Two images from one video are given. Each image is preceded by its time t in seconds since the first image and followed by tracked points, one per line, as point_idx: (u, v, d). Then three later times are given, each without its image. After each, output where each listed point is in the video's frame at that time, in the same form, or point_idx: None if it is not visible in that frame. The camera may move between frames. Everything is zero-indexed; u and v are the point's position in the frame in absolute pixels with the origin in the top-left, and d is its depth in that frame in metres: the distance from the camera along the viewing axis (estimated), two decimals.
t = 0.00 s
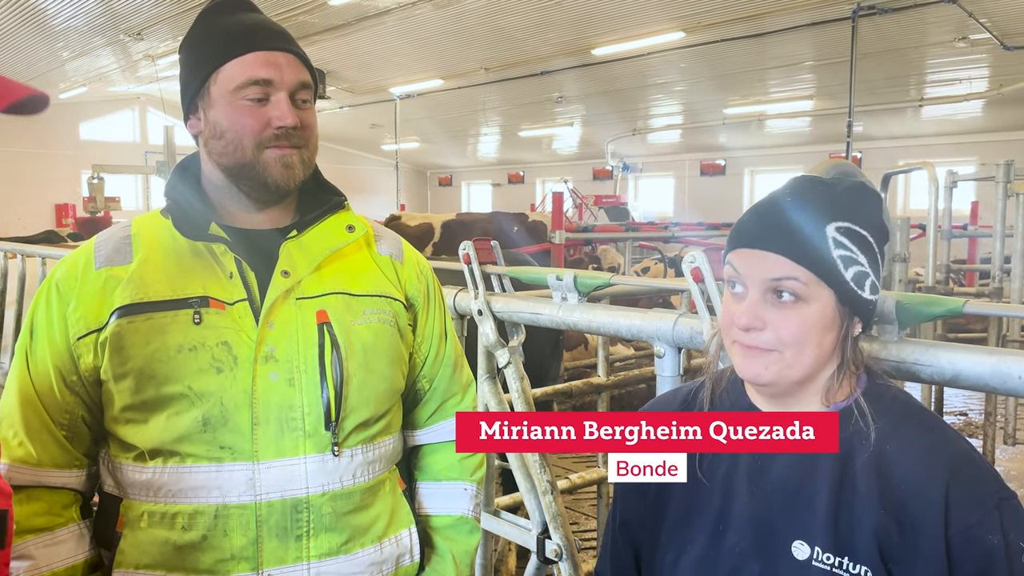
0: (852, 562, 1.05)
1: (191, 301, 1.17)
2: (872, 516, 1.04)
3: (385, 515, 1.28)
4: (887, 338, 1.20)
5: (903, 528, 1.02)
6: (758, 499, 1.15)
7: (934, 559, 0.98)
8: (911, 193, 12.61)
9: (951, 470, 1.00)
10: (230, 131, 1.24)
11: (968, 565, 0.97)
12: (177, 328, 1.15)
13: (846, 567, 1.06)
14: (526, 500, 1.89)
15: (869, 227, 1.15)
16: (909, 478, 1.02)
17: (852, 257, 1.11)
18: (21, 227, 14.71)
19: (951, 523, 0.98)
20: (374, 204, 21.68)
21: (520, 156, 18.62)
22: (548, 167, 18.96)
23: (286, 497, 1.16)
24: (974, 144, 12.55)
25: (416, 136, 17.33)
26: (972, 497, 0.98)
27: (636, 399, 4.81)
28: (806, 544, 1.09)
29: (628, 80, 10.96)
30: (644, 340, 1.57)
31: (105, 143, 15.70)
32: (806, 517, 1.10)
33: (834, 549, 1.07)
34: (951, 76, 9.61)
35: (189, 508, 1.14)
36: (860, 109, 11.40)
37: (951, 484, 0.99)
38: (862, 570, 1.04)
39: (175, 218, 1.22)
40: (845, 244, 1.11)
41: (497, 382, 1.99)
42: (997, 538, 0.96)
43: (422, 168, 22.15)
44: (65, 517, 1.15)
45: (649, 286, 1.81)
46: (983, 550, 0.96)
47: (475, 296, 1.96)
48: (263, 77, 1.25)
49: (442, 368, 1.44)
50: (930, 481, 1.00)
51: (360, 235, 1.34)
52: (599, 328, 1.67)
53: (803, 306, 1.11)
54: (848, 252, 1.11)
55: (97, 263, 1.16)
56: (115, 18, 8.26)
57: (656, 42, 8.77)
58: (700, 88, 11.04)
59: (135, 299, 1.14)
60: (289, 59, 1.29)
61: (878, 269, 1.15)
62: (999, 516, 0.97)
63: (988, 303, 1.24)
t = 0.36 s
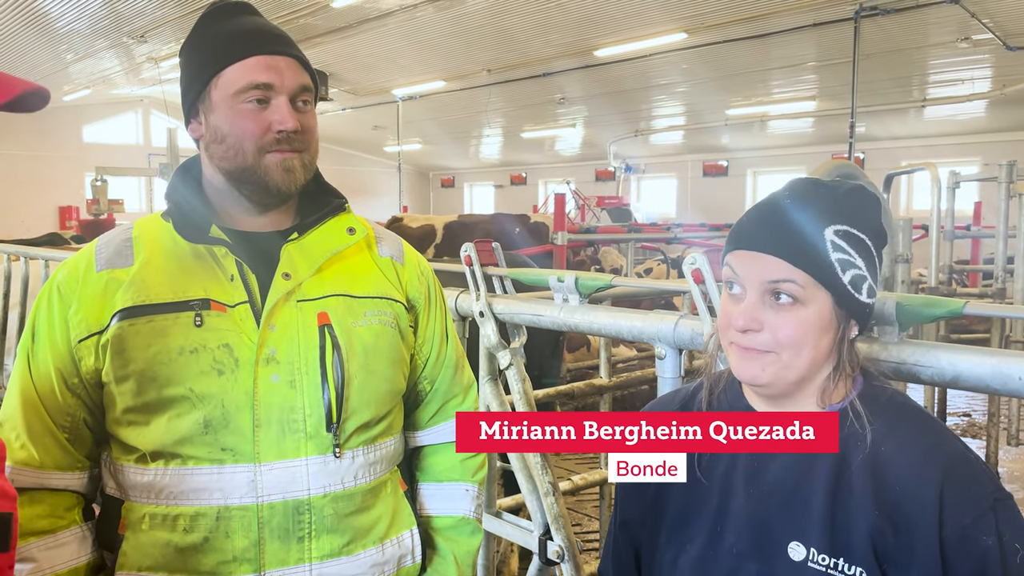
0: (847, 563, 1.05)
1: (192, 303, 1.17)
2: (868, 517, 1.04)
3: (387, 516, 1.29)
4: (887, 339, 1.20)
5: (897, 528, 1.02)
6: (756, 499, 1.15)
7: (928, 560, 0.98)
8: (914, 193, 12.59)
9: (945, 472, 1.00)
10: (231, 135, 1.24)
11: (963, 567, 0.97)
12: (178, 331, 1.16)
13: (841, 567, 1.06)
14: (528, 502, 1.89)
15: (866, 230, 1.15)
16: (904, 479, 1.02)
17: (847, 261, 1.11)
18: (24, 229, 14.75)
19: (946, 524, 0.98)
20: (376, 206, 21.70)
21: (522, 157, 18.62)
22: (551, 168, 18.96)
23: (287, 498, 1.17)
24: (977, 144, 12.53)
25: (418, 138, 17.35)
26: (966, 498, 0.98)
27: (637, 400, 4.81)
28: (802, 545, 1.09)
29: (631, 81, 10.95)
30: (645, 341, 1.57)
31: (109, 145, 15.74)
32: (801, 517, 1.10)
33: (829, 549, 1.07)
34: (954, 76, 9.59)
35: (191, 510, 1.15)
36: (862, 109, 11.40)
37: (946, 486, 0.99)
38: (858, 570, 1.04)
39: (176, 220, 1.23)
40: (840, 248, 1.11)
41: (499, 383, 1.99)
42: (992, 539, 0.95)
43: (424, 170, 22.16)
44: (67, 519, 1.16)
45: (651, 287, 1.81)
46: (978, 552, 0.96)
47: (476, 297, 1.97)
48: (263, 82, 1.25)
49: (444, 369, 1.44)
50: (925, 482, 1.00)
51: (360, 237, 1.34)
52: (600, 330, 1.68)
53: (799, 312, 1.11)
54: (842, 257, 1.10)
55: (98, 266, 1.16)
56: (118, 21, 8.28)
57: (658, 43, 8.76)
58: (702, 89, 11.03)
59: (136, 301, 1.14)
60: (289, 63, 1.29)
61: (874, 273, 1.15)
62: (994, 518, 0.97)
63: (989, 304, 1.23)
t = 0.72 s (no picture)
0: (840, 563, 1.06)
1: (195, 305, 1.18)
2: (860, 517, 1.04)
3: (389, 517, 1.29)
4: (888, 339, 1.20)
5: (891, 528, 1.02)
6: (753, 498, 1.16)
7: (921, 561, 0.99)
8: (918, 193, 12.57)
9: (939, 472, 1.00)
10: (233, 138, 1.25)
11: (955, 568, 0.97)
12: (182, 332, 1.16)
13: (835, 568, 1.06)
14: (530, 503, 1.90)
15: (864, 230, 1.15)
16: (898, 480, 1.02)
17: (845, 262, 1.11)
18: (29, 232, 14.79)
19: (939, 525, 0.98)
20: (379, 207, 21.72)
21: (525, 158, 18.63)
22: (554, 169, 18.96)
23: (291, 499, 1.17)
24: (979, 144, 12.51)
25: (421, 139, 17.36)
26: (959, 499, 0.98)
27: (640, 400, 4.81)
28: (796, 544, 1.09)
29: (633, 82, 10.95)
30: (647, 341, 1.58)
31: (112, 148, 15.77)
32: (797, 517, 1.10)
33: (823, 549, 1.07)
34: (958, 76, 9.57)
35: (194, 511, 1.15)
36: (866, 109, 11.38)
37: (938, 487, 0.99)
38: (851, 570, 1.05)
39: (180, 222, 1.24)
40: (838, 249, 1.11)
41: (501, 385, 2.00)
42: (985, 541, 0.95)
43: (427, 171, 22.19)
44: (71, 521, 1.16)
45: (653, 287, 1.81)
46: (970, 553, 0.95)
47: (478, 299, 1.98)
48: (264, 84, 1.26)
49: (446, 370, 1.45)
50: (918, 482, 1.00)
51: (362, 238, 1.35)
52: (602, 331, 1.68)
53: (796, 312, 1.11)
54: (839, 258, 1.11)
55: (100, 268, 1.17)
56: (122, 23, 8.29)
57: (661, 43, 8.76)
58: (705, 90, 11.02)
59: (139, 303, 1.15)
60: (290, 65, 1.30)
61: (872, 273, 1.15)
62: (987, 519, 0.96)
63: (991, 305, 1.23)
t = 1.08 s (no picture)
0: (831, 562, 1.06)
1: (198, 307, 1.18)
2: (850, 516, 1.05)
3: (395, 517, 1.29)
4: (893, 339, 1.20)
5: (880, 528, 1.03)
6: (747, 497, 1.16)
7: (910, 561, 1.00)
8: (923, 191, 12.54)
9: (929, 471, 1.00)
10: (236, 138, 1.25)
11: (945, 569, 0.97)
12: (186, 334, 1.17)
13: (825, 566, 1.06)
14: (535, 503, 1.90)
15: (864, 231, 1.14)
16: (889, 481, 1.03)
17: (842, 262, 1.10)
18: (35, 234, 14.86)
19: (929, 526, 0.99)
20: (384, 208, 21.75)
21: (529, 158, 18.63)
22: (558, 169, 18.96)
23: (297, 500, 1.17)
24: (984, 142, 12.47)
25: (425, 139, 17.38)
26: (951, 500, 0.98)
27: (644, 400, 4.81)
28: (787, 543, 1.10)
29: (637, 81, 10.94)
30: (651, 341, 1.57)
31: (117, 149, 15.82)
32: (792, 516, 1.10)
33: (813, 548, 1.08)
34: (962, 74, 9.54)
35: (200, 513, 1.15)
36: (870, 108, 11.35)
37: (928, 488, 0.99)
38: (840, 569, 1.05)
39: (182, 223, 1.24)
40: (835, 249, 1.10)
41: (506, 385, 1.99)
42: (976, 543, 0.95)
43: (431, 172, 22.21)
44: (76, 523, 1.17)
45: (657, 288, 1.81)
46: (960, 555, 0.96)
47: (483, 299, 1.98)
48: (267, 83, 1.26)
49: (450, 370, 1.45)
50: (909, 483, 1.01)
51: (366, 239, 1.35)
52: (606, 331, 1.67)
53: (791, 312, 1.11)
54: (835, 259, 1.10)
55: (104, 270, 1.17)
56: (126, 26, 8.33)
57: (665, 42, 8.75)
58: (710, 89, 11.00)
59: (143, 305, 1.15)
60: (292, 65, 1.30)
61: (871, 274, 1.14)
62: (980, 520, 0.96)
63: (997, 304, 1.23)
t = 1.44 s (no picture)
0: (817, 558, 1.06)
1: (207, 307, 1.19)
2: (836, 512, 1.05)
3: (402, 515, 1.30)
4: (899, 337, 1.20)
5: (866, 526, 1.03)
6: (738, 493, 1.16)
7: (892, 560, 1.00)
8: (930, 189, 12.49)
9: (916, 469, 1.00)
10: (243, 138, 1.26)
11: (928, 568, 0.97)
12: (195, 333, 1.18)
13: (811, 563, 1.06)
14: (541, 502, 1.91)
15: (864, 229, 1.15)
16: (876, 480, 1.03)
17: (837, 261, 1.10)
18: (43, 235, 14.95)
19: (912, 525, 0.99)
20: (390, 207, 21.79)
21: (534, 157, 18.63)
22: (563, 168, 18.95)
23: (306, 499, 1.18)
24: (992, 139, 12.42)
25: (430, 139, 17.40)
26: (935, 498, 0.98)
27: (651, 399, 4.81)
28: (776, 539, 1.10)
29: (642, 80, 10.94)
30: (657, 340, 1.58)
31: (124, 150, 15.90)
32: (781, 513, 1.10)
33: (801, 544, 1.08)
34: (969, 71, 9.50)
35: (210, 511, 1.16)
36: (877, 105, 11.31)
37: (913, 486, 1.00)
38: (825, 566, 1.05)
39: (188, 223, 1.25)
40: (831, 247, 1.11)
41: (512, 384, 2.00)
42: (958, 543, 0.95)
43: (436, 171, 22.24)
44: (86, 522, 1.18)
45: (663, 286, 1.81)
46: (943, 555, 0.96)
47: (489, 298, 1.99)
48: (274, 84, 1.27)
49: (455, 369, 1.45)
50: (895, 482, 1.01)
51: (371, 239, 1.36)
52: (612, 330, 1.68)
53: (787, 309, 1.12)
54: (830, 257, 1.10)
55: (113, 271, 1.18)
56: (133, 27, 8.37)
57: (670, 41, 8.73)
58: (715, 87, 10.98)
59: (151, 305, 1.16)
60: (299, 66, 1.31)
61: (870, 272, 1.14)
62: (964, 520, 0.95)
63: (1004, 302, 1.23)
